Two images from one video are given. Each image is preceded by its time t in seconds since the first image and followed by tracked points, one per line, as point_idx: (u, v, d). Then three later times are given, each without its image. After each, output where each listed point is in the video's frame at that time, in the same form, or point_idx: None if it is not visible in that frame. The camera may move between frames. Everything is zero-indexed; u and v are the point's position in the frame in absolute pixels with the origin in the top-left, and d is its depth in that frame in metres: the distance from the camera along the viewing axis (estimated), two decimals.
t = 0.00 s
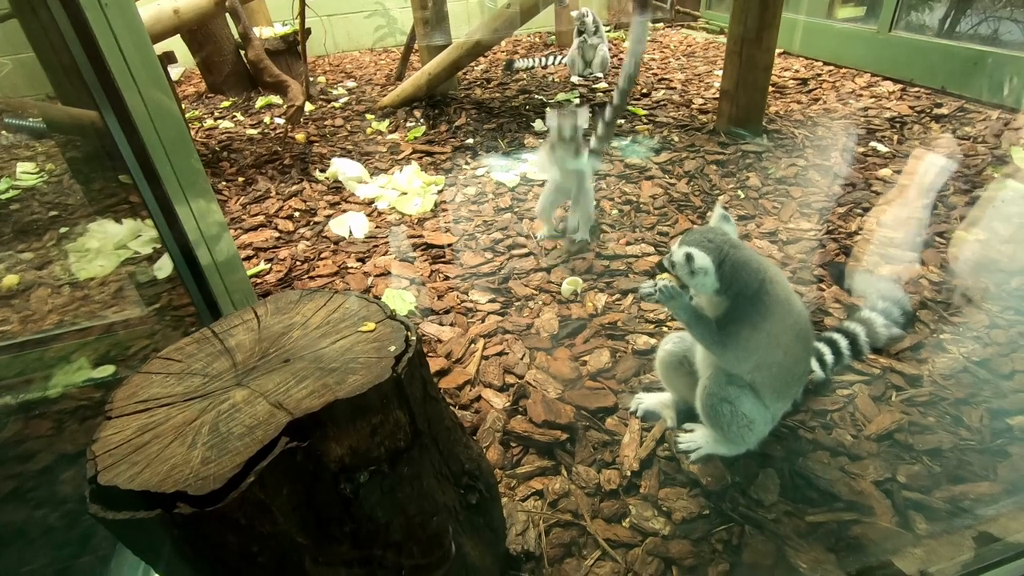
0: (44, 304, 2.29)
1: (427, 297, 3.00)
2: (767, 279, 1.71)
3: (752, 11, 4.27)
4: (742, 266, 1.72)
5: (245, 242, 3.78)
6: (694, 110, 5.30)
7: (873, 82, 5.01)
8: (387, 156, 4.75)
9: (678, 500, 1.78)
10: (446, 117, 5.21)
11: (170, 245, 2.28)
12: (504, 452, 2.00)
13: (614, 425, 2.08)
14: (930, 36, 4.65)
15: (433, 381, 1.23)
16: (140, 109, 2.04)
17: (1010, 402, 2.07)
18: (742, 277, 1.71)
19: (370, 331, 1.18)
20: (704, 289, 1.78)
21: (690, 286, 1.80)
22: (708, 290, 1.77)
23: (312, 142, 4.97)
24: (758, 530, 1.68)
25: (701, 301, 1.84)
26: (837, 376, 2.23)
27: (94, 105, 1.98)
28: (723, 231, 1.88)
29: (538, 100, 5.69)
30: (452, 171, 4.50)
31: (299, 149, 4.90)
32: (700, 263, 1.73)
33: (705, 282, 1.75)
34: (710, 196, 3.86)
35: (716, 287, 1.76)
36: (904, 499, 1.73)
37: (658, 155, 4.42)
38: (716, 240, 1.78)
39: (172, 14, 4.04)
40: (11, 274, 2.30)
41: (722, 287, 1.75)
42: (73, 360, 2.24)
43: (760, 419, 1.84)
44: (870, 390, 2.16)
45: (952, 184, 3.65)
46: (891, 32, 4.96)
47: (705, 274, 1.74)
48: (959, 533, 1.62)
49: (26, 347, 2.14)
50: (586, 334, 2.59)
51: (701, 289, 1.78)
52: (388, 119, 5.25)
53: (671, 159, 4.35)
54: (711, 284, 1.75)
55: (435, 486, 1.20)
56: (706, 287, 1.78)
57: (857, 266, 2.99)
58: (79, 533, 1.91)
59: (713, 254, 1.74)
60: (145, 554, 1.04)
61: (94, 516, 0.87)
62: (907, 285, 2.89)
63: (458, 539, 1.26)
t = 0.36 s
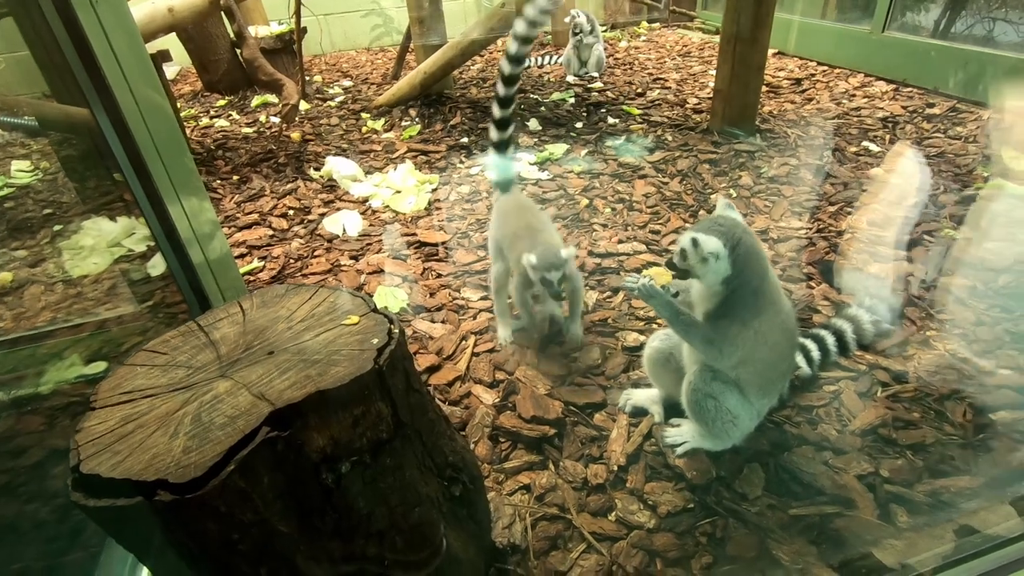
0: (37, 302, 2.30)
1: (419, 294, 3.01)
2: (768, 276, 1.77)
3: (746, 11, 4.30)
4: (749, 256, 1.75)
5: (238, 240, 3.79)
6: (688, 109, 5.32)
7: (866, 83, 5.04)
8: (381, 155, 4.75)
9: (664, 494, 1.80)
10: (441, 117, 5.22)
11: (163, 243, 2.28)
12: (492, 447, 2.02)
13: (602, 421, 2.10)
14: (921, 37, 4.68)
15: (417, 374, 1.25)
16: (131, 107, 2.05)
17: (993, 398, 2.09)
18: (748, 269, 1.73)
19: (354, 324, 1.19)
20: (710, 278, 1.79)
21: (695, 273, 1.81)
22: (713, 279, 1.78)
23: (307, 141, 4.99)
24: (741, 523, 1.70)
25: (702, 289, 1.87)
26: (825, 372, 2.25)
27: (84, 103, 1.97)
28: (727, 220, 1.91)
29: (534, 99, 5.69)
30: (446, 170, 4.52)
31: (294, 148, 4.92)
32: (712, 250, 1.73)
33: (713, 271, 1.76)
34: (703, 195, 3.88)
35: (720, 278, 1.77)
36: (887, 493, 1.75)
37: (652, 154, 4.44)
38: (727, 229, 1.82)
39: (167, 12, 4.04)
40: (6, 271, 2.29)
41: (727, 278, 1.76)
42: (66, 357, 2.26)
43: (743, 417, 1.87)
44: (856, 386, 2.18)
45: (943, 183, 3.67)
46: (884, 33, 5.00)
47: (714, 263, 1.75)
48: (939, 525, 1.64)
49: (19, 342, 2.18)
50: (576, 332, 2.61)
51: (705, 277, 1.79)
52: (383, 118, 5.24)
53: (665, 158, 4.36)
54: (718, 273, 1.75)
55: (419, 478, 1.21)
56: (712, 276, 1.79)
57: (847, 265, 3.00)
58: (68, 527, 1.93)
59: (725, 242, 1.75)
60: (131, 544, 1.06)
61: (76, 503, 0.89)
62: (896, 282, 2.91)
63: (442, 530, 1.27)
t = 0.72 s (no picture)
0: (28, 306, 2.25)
1: (412, 296, 2.99)
2: (773, 268, 1.71)
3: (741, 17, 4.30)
4: (760, 248, 1.68)
5: (232, 243, 3.78)
6: (683, 113, 5.33)
7: (861, 85, 5.05)
8: (376, 157, 4.74)
9: (657, 496, 1.79)
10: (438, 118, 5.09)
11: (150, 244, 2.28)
12: (484, 449, 2.00)
13: (596, 422, 2.09)
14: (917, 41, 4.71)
15: (403, 373, 1.23)
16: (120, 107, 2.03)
17: (987, 398, 2.08)
18: (760, 262, 1.67)
19: (339, 323, 1.18)
20: (719, 268, 1.70)
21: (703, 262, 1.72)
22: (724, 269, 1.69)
23: (301, 144, 4.97)
24: (735, 524, 1.68)
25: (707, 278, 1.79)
26: (818, 373, 2.24)
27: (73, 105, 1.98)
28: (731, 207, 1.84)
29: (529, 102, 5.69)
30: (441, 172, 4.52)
31: (288, 151, 4.91)
32: (726, 239, 1.64)
33: (724, 261, 1.67)
34: (697, 197, 3.88)
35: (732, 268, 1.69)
36: (881, 493, 1.73)
37: (646, 157, 4.45)
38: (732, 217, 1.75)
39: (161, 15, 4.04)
40: None
41: (739, 269, 1.67)
42: (55, 361, 2.21)
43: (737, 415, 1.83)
44: (850, 386, 2.17)
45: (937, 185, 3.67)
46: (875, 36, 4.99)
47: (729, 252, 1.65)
48: (933, 526, 1.62)
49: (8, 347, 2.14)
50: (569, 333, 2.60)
51: (714, 267, 1.71)
52: (378, 121, 5.15)
53: (659, 161, 4.36)
54: (729, 264, 1.67)
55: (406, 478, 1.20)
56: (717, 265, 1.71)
57: (840, 265, 2.99)
58: (55, 533, 1.90)
59: (735, 232, 1.67)
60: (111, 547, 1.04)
61: (50, 505, 0.87)
62: (891, 282, 2.90)
63: (430, 532, 1.25)
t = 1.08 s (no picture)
0: None
1: (395, 303, 2.91)
2: (766, 258, 1.64)
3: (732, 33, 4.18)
4: (754, 231, 1.63)
5: (213, 251, 3.71)
6: (671, 123, 5.33)
7: (846, 97, 5.05)
8: (363, 167, 4.73)
9: (643, 504, 1.72)
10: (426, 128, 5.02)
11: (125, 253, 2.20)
12: (464, 457, 1.93)
13: (580, 430, 2.02)
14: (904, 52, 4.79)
15: (373, 373, 1.17)
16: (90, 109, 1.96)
17: (981, 401, 2.03)
18: (751, 249, 1.61)
19: (301, 318, 1.11)
20: (714, 253, 1.62)
21: (697, 249, 1.63)
22: (719, 254, 1.62)
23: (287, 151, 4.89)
24: (724, 533, 1.61)
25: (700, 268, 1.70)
26: (808, 378, 2.19)
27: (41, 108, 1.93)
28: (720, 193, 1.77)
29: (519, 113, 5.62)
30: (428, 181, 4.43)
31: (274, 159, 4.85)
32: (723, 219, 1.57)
33: (720, 245, 1.59)
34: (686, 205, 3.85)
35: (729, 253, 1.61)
36: (875, 499, 1.67)
37: (635, 165, 4.42)
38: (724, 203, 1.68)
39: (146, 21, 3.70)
40: None
41: (736, 253, 1.60)
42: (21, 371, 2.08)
43: (729, 416, 1.75)
44: (841, 390, 2.12)
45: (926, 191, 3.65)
46: (863, 49, 5.08)
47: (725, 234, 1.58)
48: (930, 534, 1.56)
49: None
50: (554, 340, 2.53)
51: (706, 255, 1.64)
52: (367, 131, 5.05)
53: (648, 169, 4.33)
54: (725, 248, 1.59)
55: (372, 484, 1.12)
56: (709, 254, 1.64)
57: (829, 270, 2.94)
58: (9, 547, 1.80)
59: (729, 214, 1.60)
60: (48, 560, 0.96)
61: None
62: (881, 286, 2.86)
63: (398, 545, 1.17)
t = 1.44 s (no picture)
0: None
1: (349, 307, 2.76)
2: (719, 228, 1.50)
3: (701, 48, 3.92)
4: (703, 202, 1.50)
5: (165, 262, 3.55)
6: (645, 130, 5.27)
7: (820, 102, 4.87)
8: (332, 178, 4.34)
9: (590, 506, 1.58)
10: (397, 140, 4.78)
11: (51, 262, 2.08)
12: (404, 463, 1.79)
13: (530, 431, 1.88)
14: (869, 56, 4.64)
15: (258, 357, 1.11)
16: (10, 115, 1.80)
17: (952, 391, 1.93)
18: (699, 217, 1.47)
19: (172, 293, 1.03)
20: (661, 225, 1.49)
21: (643, 221, 1.50)
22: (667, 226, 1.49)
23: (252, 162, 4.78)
24: (676, 534, 1.48)
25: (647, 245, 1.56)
26: (773, 371, 2.08)
27: None
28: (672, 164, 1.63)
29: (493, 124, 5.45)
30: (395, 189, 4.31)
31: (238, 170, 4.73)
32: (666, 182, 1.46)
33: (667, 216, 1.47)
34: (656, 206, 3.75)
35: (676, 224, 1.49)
36: (838, 494, 1.55)
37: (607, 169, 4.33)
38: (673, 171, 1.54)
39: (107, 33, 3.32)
40: None
41: (685, 224, 1.47)
42: None
43: (684, 407, 1.60)
44: (806, 384, 2.00)
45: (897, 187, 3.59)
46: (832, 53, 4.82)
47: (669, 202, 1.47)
48: (897, 530, 1.44)
49: None
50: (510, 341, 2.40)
51: (652, 226, 1.50)
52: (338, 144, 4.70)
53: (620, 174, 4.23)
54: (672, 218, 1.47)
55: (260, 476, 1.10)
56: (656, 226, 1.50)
57: (798, 265, 2.84)
58: None
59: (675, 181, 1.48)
60: None
61: None
62: (852, 280, 2.76)
63: (279, 541, 1.14)
